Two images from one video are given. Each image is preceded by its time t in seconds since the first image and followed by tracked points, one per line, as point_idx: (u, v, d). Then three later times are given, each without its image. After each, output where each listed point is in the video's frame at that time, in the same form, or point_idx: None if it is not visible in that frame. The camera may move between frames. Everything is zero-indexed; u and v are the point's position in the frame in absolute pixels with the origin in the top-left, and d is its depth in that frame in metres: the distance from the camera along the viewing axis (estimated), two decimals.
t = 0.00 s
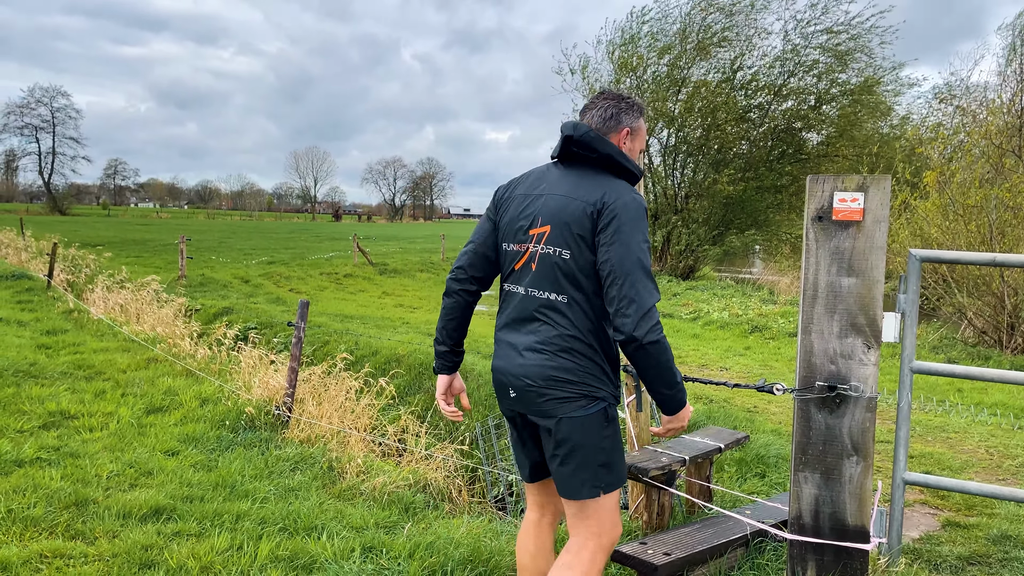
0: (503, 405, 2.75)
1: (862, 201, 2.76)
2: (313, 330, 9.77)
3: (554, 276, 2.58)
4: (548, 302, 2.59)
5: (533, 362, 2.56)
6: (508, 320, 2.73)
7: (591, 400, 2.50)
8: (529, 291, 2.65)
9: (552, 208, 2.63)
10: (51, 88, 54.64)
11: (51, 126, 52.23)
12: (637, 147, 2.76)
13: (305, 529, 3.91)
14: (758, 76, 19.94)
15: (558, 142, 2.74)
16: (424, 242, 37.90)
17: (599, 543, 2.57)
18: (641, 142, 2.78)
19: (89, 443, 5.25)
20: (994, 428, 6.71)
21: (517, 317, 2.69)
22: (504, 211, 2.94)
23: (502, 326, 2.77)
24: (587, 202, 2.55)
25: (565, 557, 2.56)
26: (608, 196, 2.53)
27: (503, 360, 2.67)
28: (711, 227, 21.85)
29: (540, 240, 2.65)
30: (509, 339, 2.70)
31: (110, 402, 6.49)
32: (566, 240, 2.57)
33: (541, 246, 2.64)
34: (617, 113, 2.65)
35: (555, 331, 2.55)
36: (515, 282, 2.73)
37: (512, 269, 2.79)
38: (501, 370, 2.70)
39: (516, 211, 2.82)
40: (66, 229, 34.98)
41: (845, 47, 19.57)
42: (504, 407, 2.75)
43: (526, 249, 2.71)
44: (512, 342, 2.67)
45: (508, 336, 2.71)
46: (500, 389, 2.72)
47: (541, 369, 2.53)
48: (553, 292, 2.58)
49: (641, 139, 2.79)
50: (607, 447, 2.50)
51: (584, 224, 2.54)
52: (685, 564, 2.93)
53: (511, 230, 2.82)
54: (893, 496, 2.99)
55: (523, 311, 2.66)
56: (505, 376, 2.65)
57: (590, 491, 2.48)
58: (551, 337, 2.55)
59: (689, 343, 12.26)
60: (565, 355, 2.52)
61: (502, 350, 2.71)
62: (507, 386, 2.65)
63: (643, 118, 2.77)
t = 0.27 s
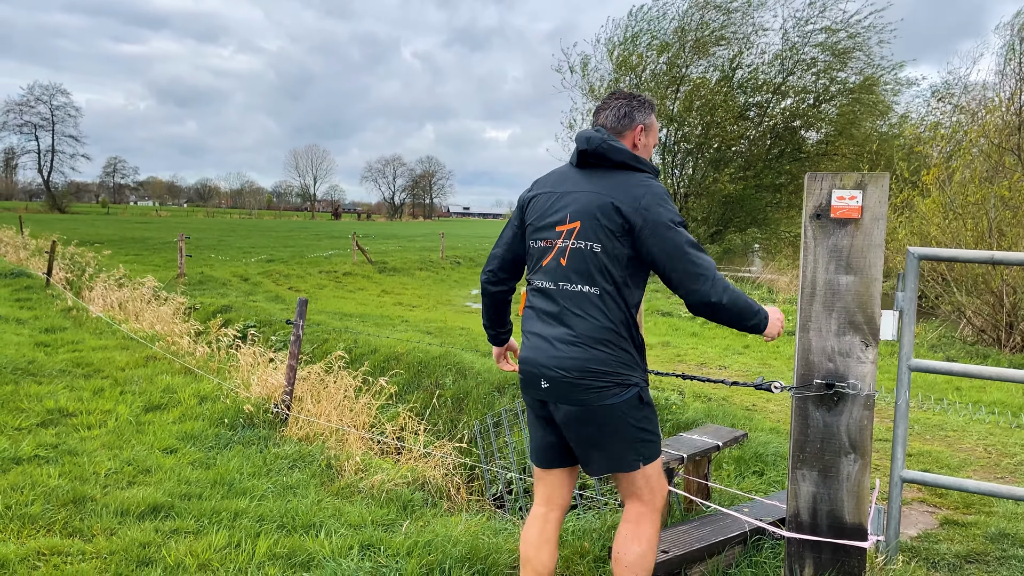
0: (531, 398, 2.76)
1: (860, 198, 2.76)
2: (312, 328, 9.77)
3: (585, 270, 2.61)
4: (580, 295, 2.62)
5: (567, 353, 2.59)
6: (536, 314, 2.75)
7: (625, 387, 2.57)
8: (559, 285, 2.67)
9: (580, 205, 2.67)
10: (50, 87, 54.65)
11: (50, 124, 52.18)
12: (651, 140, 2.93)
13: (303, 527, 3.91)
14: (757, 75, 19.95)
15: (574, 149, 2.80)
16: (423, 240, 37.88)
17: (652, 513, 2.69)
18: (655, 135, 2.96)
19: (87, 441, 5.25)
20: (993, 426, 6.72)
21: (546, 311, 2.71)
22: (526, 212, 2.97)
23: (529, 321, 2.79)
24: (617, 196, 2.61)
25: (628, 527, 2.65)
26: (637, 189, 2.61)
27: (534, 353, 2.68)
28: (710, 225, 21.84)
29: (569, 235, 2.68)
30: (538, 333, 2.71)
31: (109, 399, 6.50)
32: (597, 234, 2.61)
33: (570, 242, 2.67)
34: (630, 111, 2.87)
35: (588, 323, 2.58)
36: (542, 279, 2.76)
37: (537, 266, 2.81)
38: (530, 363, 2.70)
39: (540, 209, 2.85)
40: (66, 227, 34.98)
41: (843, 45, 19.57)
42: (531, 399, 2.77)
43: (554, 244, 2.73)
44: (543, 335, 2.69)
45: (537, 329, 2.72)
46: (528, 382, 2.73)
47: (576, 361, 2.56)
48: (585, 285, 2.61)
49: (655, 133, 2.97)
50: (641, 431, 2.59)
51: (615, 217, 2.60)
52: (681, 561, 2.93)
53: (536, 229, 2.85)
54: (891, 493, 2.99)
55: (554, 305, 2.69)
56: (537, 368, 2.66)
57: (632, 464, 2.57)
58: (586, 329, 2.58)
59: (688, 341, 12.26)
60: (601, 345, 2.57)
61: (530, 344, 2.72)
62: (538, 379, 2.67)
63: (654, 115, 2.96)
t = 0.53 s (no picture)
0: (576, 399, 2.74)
1: (856, 198, 2.76)
2: (310, 327, 9.77)
3: (651, 279, 2.61)
4: (642, 302, 2.61)
5: (633, 362, 2.58)
6: (589, 316, 2.71)
7: (676, 393, 2.61)
8: (620, 293, 2.65)
9: (647, 214, 2.64)
10: (48, 85, 54.55)
11: (48, 122, 52.03)
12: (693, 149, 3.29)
13: (300, 526, 3.91)
14: (755, 73, 19.94)
15: (635, 155, 2.71)
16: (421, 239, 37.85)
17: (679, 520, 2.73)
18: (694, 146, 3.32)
19: (84, 440, 5.25)
20: (989, 425, 6.73)
21: (603, 316, 2.68)
22: (572, 213, 2.88)
23: (580, 324, 2.74)
24: (688, 207, 2.61)
25: (656, 530, 2.67)
26: (709, 200, 2.61)
27: (589, 358, 2.65)
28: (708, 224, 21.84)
29: (635, 245, 2.65)
30: (592, 337, 2.67)
31: (106, 398, 6.49)
32: (666, 246, 2.61)
33: (636, 252, 2.64)
34: (683, 120, 3.21)
35: (648, 331, 2.59)
36: (599, 284, 2.72)
37: (592, 269, 2.76)
38: (583, 367, 2.67)
39: (596, 211, 2.77)
40: (63, 226, 34.92)
41: (840, 44, 19.59)
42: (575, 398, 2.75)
43: (616, 252, 2.69)
44: (599, 339, 2.65)
45: (591, 332, 2.69)
46: (577, 383, 2.70)
47: (637, 369, 2.56)
48: (650, 294, 2.61)
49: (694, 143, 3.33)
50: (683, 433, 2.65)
51: (686, 227, 2.60)
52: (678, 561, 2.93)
53: (589, 233, 2.78)
54: (887, 493, 2.99)
55: (612, 310, 2.66)
56: (592, 372, 2.64)
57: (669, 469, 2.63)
58: (648, 337, 2.58)
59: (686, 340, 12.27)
60: (660, 354, 2.59)
61: (584, 347, 2.69)
62: (590, 382, 2.65)
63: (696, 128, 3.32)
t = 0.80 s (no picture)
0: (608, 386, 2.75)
1: (855, 196, 2.77)
2: (308, 326, 9.75)
3: (691, 270, 2.66)
4: (679, 292, 2.66)
5: (673, 352, 2.60)
6: (625, 306, 2.71)
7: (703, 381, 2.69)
8: (659, 283, 2.66)
9: (689, 207, 2.67)
10: (45, 83, 54.42)
11: (45, 121, 51.90)
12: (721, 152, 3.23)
13: (299, 525, 3.91)
14: (753, 71, 19.92)
15: (679, 151, 2.73)
16: (419, 238, 37.80)
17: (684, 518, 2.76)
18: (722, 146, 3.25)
19: (82, 439, 5.23)
20: (988, 423, 6.73)
21: (642, 306, 2.68)
22: (606, 205, 2.85)
23: (616, 313, 2.72)
24: (728, 201, 2.69)
25: (661, 528, 2.70)
26: (747, 195, 2.71)
27: (627, 346, 2.65)
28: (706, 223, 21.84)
29: (676, 237, 2.67)
30: (629, 326, 2.67)
31: (104, 397, 6.47)
32: (707, 238, 2.67)
33: (677, 244, 2.67)
34: (720, 123, 3.10)
35: (685, 320, 2.64)
36: (635, 274, 2.71)
37: (628, 259, 2.75)
38: (620, 356, 2.66)
39: (635, 202, 2.76)
40: (61, 225, 34.86)
41: (838, 42, 19.60)
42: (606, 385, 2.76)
43: (654, 243, 2.69)
44: (636, 328, 2.65)
45: (627, 321, 2.68)
46: (611, 371, 2.69)
47: (676, 358, 2.60)
48: (687, 285, 2.66)
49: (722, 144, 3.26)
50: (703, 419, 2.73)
51: (725, 220, 2.68)
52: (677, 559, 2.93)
53: (627, 224, 2.77)
54: (886, 491, 2.99)
55: (650, 300, 2.67)
56: (630, 361, 2.63)
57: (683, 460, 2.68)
58: (685, 326, 2.63)
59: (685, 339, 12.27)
60: (695, 342, 2.65)
61: (620, 336, 2.68)
62: (625, 371, 2.65)
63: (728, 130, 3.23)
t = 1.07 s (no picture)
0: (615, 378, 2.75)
1: (854, 195, 2.76)
2: (306, 325, 9.73)
3: (699, 263, 2.65)
4: (687, 285, 2.65)
5: (680, 343, 2.60)
6: (633, 299, 2.70)
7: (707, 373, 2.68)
8: (667, 276, 2.66)
9: (697, 201, 2.67)
10: (42, 82, 54.27)
11: (43, 120, 51.80)
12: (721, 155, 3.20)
13: (296, 525, 3.90)
14: (751, 70, 19.90)
15: (687, 145, 2.73)
16: (417, 237, 37.77)
17: (680, 520, 2.75)
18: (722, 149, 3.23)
19: (79, 439, 5.22)
20: (986, 423, 6.74)
21: (649, 299, 2.67)
22: (615, 201, 2.84)
23: (624, 306, 2.72)
24: (736, 194, 2.69)
25: (656, 528, 2.70)
26: (754, 187, 2.71)
27: (636, 339, 2.64)
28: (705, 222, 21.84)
29: (683, 230, 2.67)
30: (637, 318, 2.67)
31: (101, 397, 6.45)
32: (715, 230, 2.67)
33: (685, 237, 2.67)
34: (720, 126, 3.09)
35: (693, 313, 2.63)
36: (643, 267, 2.70)
37: (636, 253, 2.73)
38: (628, 349, 2.65)
39: (643, 197, 2.76)
40: (58, 224, 34.79)
41: (835, 41, 19.60)
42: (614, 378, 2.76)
43: (663, 237, 2.69)
44: (644, 321, 2.65)
45: (635, 314, 2.67)
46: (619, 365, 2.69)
47: (684, 350, 2.60)
48: (696, 277, 2.65)
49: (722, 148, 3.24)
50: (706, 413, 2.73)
51: (733, 213, 2.68)
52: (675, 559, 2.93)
53: (636, 219, 2.76)
54: (884, 491, 2.98)
55: (658, 293, 2.66)
56: (638, 354, 2.63)
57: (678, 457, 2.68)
58: (692, 318, 2.63)
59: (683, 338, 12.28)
60: (702, 335, 2.65)
61: (628, 329, 2.67)
62: (633, 363, 2.65)
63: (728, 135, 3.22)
